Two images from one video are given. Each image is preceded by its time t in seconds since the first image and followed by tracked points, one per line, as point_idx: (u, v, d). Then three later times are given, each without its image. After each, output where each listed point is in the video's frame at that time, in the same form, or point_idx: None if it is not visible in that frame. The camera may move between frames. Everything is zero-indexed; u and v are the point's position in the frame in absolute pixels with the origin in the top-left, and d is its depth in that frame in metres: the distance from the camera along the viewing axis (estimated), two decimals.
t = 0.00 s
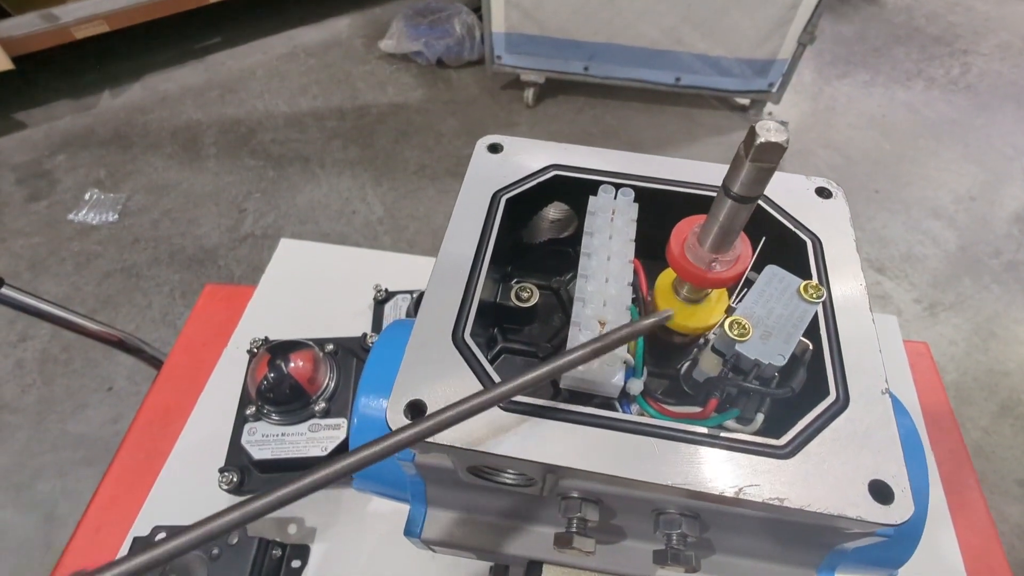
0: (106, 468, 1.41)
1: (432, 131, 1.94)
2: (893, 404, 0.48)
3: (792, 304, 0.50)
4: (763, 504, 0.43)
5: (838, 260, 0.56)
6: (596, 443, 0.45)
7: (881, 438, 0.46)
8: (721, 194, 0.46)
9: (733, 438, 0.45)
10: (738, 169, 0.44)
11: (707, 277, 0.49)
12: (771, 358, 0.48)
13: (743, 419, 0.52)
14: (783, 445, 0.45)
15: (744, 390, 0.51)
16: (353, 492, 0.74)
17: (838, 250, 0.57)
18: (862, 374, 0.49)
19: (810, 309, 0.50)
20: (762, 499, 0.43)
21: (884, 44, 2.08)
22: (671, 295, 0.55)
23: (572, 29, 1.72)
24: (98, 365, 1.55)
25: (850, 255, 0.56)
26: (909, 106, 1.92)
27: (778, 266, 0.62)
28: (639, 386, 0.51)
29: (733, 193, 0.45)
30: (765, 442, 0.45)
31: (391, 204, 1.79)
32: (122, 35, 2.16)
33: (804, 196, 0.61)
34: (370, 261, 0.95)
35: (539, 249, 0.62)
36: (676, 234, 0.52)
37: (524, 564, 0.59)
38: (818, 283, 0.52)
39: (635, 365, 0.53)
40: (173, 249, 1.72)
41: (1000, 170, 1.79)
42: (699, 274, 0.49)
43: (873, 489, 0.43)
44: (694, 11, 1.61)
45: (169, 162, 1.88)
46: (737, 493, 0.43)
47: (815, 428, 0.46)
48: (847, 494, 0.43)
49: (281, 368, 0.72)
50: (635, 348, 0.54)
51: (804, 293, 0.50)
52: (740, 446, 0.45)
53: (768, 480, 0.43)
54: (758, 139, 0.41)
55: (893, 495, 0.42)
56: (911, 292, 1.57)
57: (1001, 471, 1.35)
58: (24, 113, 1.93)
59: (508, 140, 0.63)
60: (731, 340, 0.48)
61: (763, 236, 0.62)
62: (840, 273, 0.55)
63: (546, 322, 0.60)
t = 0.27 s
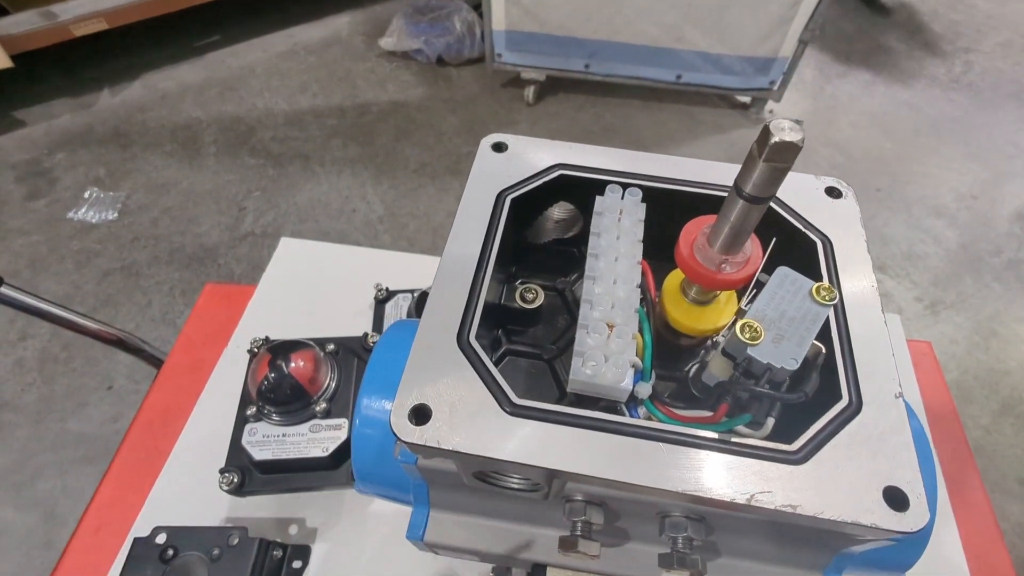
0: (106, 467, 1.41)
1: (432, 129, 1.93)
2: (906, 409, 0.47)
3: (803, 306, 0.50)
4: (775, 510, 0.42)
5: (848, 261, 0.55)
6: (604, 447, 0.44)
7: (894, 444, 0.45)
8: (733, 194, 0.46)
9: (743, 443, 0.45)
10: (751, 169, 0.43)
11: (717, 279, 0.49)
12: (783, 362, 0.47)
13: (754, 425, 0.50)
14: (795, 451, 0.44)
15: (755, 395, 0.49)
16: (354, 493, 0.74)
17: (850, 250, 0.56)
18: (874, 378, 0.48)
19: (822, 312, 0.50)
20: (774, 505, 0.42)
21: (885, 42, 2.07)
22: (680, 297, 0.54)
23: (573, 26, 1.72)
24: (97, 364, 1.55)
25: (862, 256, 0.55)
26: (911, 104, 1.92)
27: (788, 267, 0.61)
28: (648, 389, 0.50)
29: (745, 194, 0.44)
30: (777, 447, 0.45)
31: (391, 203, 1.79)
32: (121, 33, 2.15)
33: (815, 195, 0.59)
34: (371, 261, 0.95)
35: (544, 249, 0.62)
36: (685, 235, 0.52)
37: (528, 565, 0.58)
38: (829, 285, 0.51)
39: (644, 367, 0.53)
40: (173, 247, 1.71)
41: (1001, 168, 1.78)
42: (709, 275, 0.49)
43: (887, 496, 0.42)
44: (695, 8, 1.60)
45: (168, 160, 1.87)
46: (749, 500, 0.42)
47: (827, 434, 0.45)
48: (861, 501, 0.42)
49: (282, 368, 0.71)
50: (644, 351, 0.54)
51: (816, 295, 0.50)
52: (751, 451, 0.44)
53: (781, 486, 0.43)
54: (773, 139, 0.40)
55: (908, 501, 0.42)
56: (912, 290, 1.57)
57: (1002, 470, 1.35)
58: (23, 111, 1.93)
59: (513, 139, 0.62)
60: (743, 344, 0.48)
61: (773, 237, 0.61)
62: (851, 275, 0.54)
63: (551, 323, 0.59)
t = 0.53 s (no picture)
0: (106, 465, 1.41)
1: (432, 128, 1.93)
2: (910, 409, 0.47)
3: (806, 304, 0.50)
4: (779, 511, 0.42)
5: (851, 259, 0.55)
6: (605, 447, 0.44)
7: (898, 443, 0.45)
8: (736, 191, 0.45)
9: (746, 443, 0.45)
10: (755, 167, 0.43)
11: (719, 277, 0.49)
12: (785, 362, 0.48)
13: (757, 424, 0.50)
14: (798, 451, 0.44)
15: (759, 394, 0.49)
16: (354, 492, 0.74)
17: (853, 248, 0.55)
18: (877, 377, 0.48)
19: (825, 310, 0.50)
20: (777, 505, 0.42)
21: (886, 40, 2.07)
22: (682, 296, 0.54)
23: (573, 24, 1.71)
24: (97, 363, 1.54)
25: (865, 254, 0.55)
26: (912, 103, 1.91)
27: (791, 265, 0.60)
28: (650, 389, 0.50)
29: (748, 191, 0.44)
30: (779, 447, 0.44)
31: (391, 201, 1.79)
32: (120, 31, 2.15)
33: (817, 193, 0.59)
34: (371, 259, 0.95)
35: (545, 248, 0.62)
36: (687, 233, 0.52)
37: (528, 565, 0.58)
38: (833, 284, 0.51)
39: (646, 366, 0.53)
40: (173, 246, 1.71)
41: (1002, 167, 1.78)
42: (711, 274, 0.49)
43: (891, 496, 0.42)
44: (696, 6, 1.60)
45: (168, 159, 1.87)
46: (751, 500, 0.42)
47: (830, 434, 0.45)
48: (864, 501, 0.42)
49: (282, 367, 0.71)
50: (645, 350, 0.54)
51: (819, 294, 0.50)
52: (754, 451, 0.44)
53: (784, 486, 0.43)
54: (776, 136, 0.39)
55: (912, 501, 0.42)
56: (912, 289, 1.57)
57: (1002, 468, 1.35)
58: (22, 110, 1.93)
59: (514, 137, 0.62)
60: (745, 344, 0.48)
61: (777, 235, 0.60)
62: (854, 273, 0.54)
63: (552, 322, 0.59)
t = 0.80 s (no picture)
0: (107, 464, 1.41)
1: (432, 127, 1.93)
2: (912, 406, 0.47)
3: (807, 301, 0.50)
4: (781, 507, 0.42)
5: (852, 257, 0.55)
6: (608, 444, 0.44)
7: (899, 440, 0.45)
8: (738, 188, 0.45)
9: (748, 439, 0.45)
10: (757, 164, 0.43)
11: (721, 275, 0.49)
12: (788, 359, 0.48)
13: (759, 421, 0.50)
14: (799, 447, 0.44)
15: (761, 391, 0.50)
16: (355, 490, 0.74)
17: (854, 247, 0.55)
18: (878, 375, 0.48)
19: (826, 307, 0.50)
20: (779, 502, 0.42)
21: (886, 39, 2.07)
22: (683, 293, 0.54)
23: (573, 23, 1.71)
24: (98, 362, 1.54)
25: (867, 253, 0.55)
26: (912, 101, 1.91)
27: (793, 263, 0.60)
28: (652, 385, 0.51)
29: (750, 189, 0.44)
30: (781, 443, 0.44)
31: (391, 200, 1.79)
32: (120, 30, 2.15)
33: (819, 191, 0.59)
34: (373, 258, 0.95)
35: (546, 246, 0.62)
36: (689, 230, 0.52)
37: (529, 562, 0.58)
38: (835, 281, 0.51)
39: (647, 363, 0.53)
40: (173, 245, 1.71)
41: (1002, 166, 1.78)
42: (714, 271, 0.49)
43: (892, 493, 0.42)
44: (696, 5, 1.60)
45: (168, 158, 1.87)
46: (753, 497, 0.42)
47: (832, 430, 0.45)
48: (866, 497, 0.42)
49: (283, 365, 0.71)
50: (647, 346, 0.54)
51: (820, 291, 0.50)
52: (756, 448, 0.44)
53: (786, 482, 0.43)
54: (780, 133, 0.40)
55: (913, 498, 0.42)
56: (912, 288, 1.57)
57: (1002, 467, 1.35)
58: (22, 109, 1.92)
59: (516, 135, 0.62)
60: (748, 340, 0.48)
61: (778, 233, 0.60)
62: (855, 271, 0.54)
63: (554, 319, 0.59)
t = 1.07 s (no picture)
0: (107, 463, 1.41)
1: (432, 126, 1.93)
2: (903, 401, 0.47)
3: (799, 298, 0.50)
4: (772, 500, 0.42)
5: (845, 253, 0.55)
6: (602, 438, 0.44)
7: (889, 434, 0.45)
8: (731, 185, 0.45)
9: (740, 433, 0.45)
10: (750, 161, 0.43)
11: (715, 271, 0.49)
12: (779, 354, 0.48)
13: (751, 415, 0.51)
14: (791, 441, 0.44)
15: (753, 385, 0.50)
16: (355, 488, 0.74)
17: (848, 244, 0.55)
18: (869, 369, 0.48)
19: (818, 304, 0.49)
20: (770, 494, 0.42)
21: (886, 38, 2.07)
22: (678, 289, 0.54)
23: (573, 22, 1.71)
24: (98, 361, 1.55)
25: (861, 250, 0.55)
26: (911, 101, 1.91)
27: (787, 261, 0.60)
28: (646, 381, 0.51)
29: (743, 186, 0.44)
30: (773, 437, 0.45)
31: (391, 199, 1.79)
32: (120, 29, 2.15)
33: (813, 189, 0.59)
34: (372, 257, 0.95)
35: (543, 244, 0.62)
36: (683, 228, 0.52)
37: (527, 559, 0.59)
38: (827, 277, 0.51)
39: (642, 359, 0.53)
40: (173, 244, 1.71)
41: (1002, 165, 1.78)
42: (707, 268, 0.49)
43: (882, 485, 0.42)
44: (696, 4, 1.60)
45: (168, 158, 1.87)
46: (745, 489, 0.42)
47: (823, 424, 0.45)
48: (857, 490, 0.42)
49: (283, 363, 0.72)
50: (642, 342, 0.54)
51: (814, 287, 0.50)
52: (748, 442, 0.44)
53: (777, 475, 0.43)
54: (770, 131, 0.40)
55: (903, 490, 0.42)
56: (912, 287, 1.57)
57: (1001, 466, 1.35)
58: (22, 108, 1.93)
59: (513, 133, 0.62)
60: (740, 335, 0.48)
61: (772, 230, 0.60)
62: (848, 268, 0.54)
63: (551, 316, 0.59)
